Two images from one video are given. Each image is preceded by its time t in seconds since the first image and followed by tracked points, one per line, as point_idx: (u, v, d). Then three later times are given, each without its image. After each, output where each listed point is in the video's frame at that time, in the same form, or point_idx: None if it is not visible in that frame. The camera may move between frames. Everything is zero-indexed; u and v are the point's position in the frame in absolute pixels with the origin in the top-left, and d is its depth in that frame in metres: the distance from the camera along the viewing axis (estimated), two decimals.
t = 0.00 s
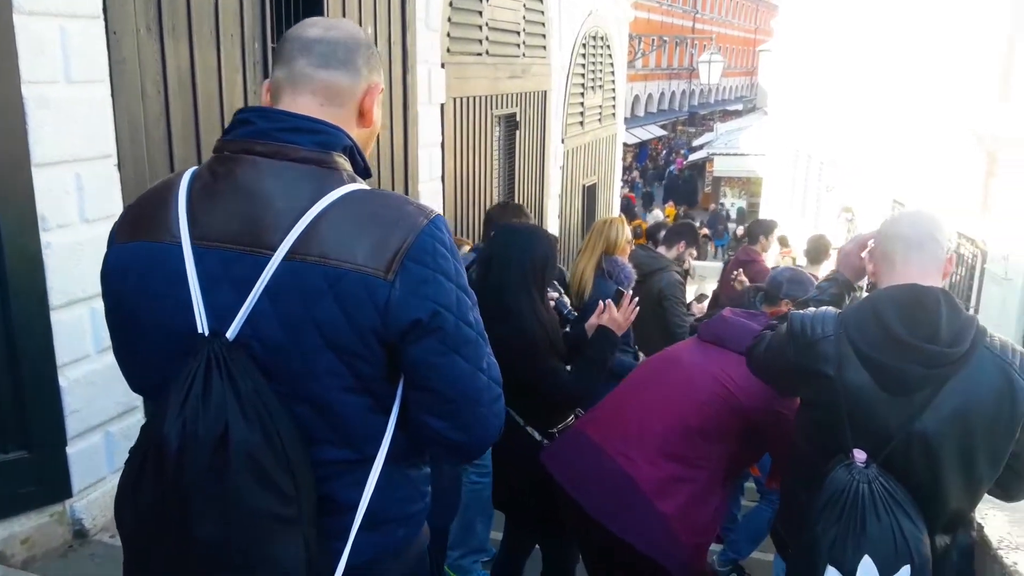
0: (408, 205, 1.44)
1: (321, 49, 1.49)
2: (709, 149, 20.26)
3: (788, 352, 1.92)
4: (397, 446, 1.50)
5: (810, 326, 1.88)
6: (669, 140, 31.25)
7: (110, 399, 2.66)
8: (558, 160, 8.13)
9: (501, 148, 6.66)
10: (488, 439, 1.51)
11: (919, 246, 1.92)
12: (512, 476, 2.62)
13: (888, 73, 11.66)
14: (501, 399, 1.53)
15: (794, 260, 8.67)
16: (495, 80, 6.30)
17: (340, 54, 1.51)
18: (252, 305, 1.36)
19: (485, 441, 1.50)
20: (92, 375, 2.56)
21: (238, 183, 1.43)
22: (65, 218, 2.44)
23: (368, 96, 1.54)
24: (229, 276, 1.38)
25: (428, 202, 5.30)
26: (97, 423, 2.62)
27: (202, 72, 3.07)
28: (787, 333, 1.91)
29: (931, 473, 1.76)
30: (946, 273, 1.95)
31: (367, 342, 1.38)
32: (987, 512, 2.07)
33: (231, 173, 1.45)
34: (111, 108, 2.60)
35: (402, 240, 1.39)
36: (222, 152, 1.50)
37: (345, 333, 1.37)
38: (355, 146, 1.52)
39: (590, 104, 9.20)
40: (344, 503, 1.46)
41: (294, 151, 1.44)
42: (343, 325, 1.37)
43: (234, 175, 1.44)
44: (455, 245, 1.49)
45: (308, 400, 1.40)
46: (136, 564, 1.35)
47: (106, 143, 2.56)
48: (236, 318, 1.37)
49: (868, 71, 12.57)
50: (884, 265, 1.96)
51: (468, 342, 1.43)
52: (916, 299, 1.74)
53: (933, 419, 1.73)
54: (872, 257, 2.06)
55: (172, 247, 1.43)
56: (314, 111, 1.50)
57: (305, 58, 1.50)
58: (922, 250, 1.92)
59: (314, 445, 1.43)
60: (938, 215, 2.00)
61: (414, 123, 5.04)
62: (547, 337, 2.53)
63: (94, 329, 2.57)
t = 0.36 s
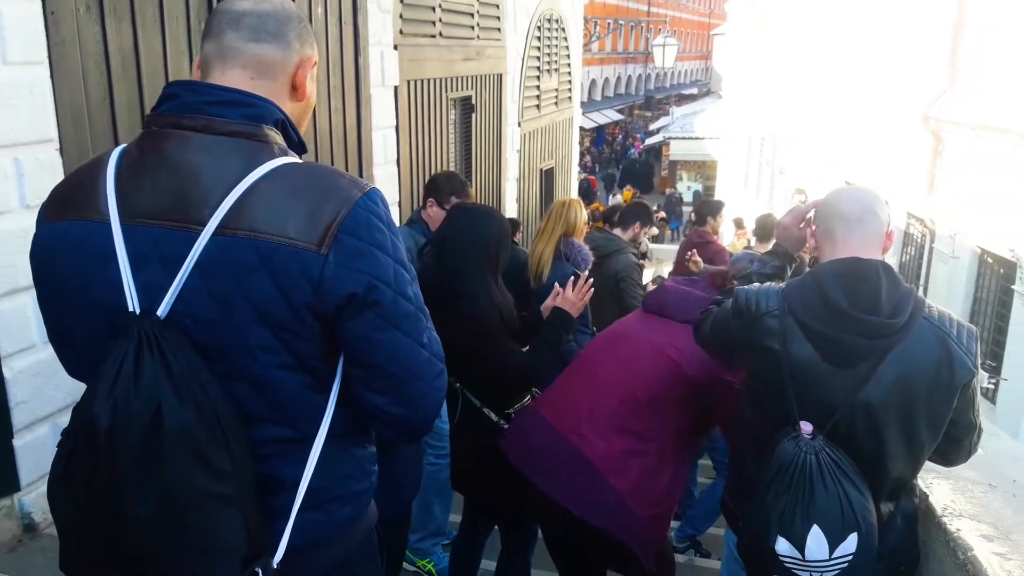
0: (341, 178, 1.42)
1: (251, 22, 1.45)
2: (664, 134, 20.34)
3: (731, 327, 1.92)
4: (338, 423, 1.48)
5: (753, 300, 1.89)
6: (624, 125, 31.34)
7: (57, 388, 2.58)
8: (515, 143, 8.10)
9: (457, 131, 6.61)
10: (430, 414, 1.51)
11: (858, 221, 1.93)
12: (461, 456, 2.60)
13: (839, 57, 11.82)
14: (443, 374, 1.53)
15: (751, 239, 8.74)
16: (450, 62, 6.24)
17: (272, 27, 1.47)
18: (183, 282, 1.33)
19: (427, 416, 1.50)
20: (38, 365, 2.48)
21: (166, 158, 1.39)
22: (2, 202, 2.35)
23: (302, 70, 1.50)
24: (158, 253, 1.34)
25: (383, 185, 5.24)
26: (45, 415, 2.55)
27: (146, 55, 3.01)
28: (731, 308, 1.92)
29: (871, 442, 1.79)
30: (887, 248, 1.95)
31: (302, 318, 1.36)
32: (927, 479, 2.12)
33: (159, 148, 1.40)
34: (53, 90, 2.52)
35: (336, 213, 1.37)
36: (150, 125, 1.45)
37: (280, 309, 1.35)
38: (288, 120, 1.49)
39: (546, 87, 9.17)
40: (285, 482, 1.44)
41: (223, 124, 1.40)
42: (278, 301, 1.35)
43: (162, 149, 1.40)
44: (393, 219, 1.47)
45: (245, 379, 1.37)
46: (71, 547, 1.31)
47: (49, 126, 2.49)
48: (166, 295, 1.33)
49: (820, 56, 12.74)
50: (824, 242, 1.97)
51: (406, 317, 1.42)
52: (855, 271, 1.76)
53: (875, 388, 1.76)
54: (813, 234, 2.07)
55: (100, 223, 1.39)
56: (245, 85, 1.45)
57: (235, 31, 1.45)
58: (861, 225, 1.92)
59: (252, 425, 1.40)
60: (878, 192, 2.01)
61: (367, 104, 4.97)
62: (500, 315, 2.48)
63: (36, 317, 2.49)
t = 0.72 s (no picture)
0: (313, 160, 1.41)
1: (221, 4, 1.43)
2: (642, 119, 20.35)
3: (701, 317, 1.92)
4: (315, 407, 1.48)
5: (722, 287, 1.89)
6: (600, 111, 31.31)
7: (32, 376, 2.59)
8: (491, 129, 8.08)
9: (433, 117, 6.58)
10: (407, 397, 1.51)
11: (832, 202, 1.93)
12: (441, 438, 2.59)
13: (812, 44, 11.91)
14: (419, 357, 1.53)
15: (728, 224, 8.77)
16: (424, 48, 6.21)
17: (242, 9, 1.45)
18: (155, 266, 1.32)
19: (404, 398, 1.50)
20: (12, 354, 2.50)
21: (136, 142, 1.37)
22: None
23: (273, 52, 1.49)
24: (130, 237, 1.33)
25: (358, 172, 5.22)
26: (20, 405, 2.56)
27: (118, 45, 2.99)
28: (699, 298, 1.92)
29: (844, 421, 1.81)
30: (859, 228, 1.96)
31: (277, 302, 1.36)
32: (899, 458, 2.15)
33: (128, 131, 1.39)
34: (20, 79, 2.52)
35: (308, 196, 1.36)
36: (120, 108, 1.43)
37: (254, 293, 1.35)
38: (259, 102, 1.47)
39: (522, 73, 9.16)
40: (263, 466, 1.43)
41: (193, 107, 1.39)
42: (251, 285, 1.34)
43: (132, 132, 1.38)
44: (366, 201, 1.46)
45: (221, 364, 1.37)
46: (49, 533, 1.31)
47: (18, 114, 2.50)
48: (139, 279, 1.32)
49: (794, 42, 12.82)
50: (797, 218, 1.97)
51: (381, 300, 1.42)
52: (826, 253, 1.79)
53: (848, 364, 1.77)
54: (786, 204, 2.06)
55: (71, 207, 1.37)
56: (216, 68, 1.44)
57: (205, 13, 1.44)
58: (833, 207, 1.92)
59: (227, 410, 1.40)
60: (856, 170, 2.00)
61: (341, 90, 4.95)
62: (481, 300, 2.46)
63: (9, 306, 2.50)
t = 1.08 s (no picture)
0: (305, 154, 1.41)
1: None
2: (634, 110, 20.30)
3: (685, 316, 1.89)
4: (309, 400, 1.49)
5: (706, 285, 1.87)
6: (593, 102, 31.27)
7: (23, 371, 2.58)
8: (483, 120, 8.08)
9: (424, 108, 6.58)
10: (400, 390, 1.53)
11: (821, 190, 1.90)
12: (434, 429, 2.59)
13: (803, 34, 11.92)
14: (411, 349, 1.55)
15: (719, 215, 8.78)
16: (415, 38, 6.19)
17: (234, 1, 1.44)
18: (149, 260, 1.32)
19: (398, 390, 1.52)
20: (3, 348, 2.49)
21: (128, 135, 1.37)
22: None
23: (265, 45, 1.49)
24: (123, 231, 1.33)
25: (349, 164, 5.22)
26: (11, 398, 2.55)
27: (106, 37, 2.98)
28: (684, 295, 1.89)
29: (834, 411, 1.83)
30: (846, 217, 1.94)
31: (271, 297, 1.37)
32: (888, 448, 2.18)
33: (120, 124, 1.38)
34: (7, 73, 2.51)
35: (301, 191, 1.37)
36: (111, 101, 1.43)
37: (247, 287, 1.35)
38: (251, 94, 1.47)
39: (513, 63, 9.14)
40: (256, 459, 1.44)
41: (185, 100, 1.39)
42: (244, 279, 1.34)
43: (125, 125, 1.38)
44: (359, 195, 1.47)
45: (215, 357, 1.37)
46: (44, 527, 1.31)
47: (5, 107, 2.49)
48: (132, 272, 1.32)
49: (786, 32, 12.83)
50: (785, 202, 1.95)
51: (375, 294, 1.43)
52: (810, 244, 1.79)
53: (837, 352, 1.80)
54: (779, 182, 2.03)
55: (62, 200, 1.37)
56: (208, 61, 1.44)
57: (196, 5, 1.43)
58: (820, 197, 1.89)
59: (221, 403, 1.40)
60: (853, 154, 1.96)
61: (332, 81, 4.93)
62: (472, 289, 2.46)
63: None
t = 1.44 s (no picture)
0: (299, 157, 1.43)
1: None
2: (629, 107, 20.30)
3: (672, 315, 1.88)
4: (303, 399, 1.51)
5: (688, 284, 1.86)
6: (588, 99, 31.26)
7: (17, 371, 2.59)
8: (478, 119, 8.08)
9: (419, 107, 6.59)
10: (394, 389, 1.55)
11: (795, 190, 1.92)
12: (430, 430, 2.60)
13: (798, 32, 11.95)
14: (404, 349, 1.57)
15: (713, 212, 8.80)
16: (409, 37, 6.20)
17: (229, 5, 1.46)
18: (144, 262, 1.33)
19: (391, 389, 1.54)
20: None
21: (124, 137, 1.38)
22: None
23: (259, 48, 1.51)
24: (118, 232, 1.34)
25: (343, 162, 5.23)
26: (5, 399, 2.56)
27: (99, 38, 2.99)
28: (667, 291, 1.88)
29: (816, 401, 1.86)
30: (818, 214, 1.97)
31: (265, 297, 1.38)
32: (878, 445, 2.20)
33: (115, 127, 1.40)
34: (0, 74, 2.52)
35: (295, 193, 1.38)
36: (106, 103, 1.44)
37: (242, 287, 1.37)
38: (245, 98, 1.49)
39: (508, 61, 9.15)
40: (251, 456, 1.46)
41: (179, 103, 1.40)
42: (240, 280, 1.36)
43: (121, 128, 1.40)
44: (352, 196, 1.49)
45: (211, 357, 1.39)
46: (41, 524, 1.33)
47: None
48: (128, 273, 1.33)
49: (780, 30, 12.86)
50: (759, 197, 1.98)
51: (367, 294, 1.45)
52: (791, 240, 1.82)
53: (818, 346, 1.84)
54: (757, 173, 2.06)
55: (57, 203, 1.38)
56: (203, 63, 1.45)
57: (191, 8, 1.45)
58: (794, 198, 1.92)
59: (216, 403, 1.42)
60: (831, 153, 1.97)
61: (326, 80, 4.94)
62: (463, 288, 2.49)
63: None
